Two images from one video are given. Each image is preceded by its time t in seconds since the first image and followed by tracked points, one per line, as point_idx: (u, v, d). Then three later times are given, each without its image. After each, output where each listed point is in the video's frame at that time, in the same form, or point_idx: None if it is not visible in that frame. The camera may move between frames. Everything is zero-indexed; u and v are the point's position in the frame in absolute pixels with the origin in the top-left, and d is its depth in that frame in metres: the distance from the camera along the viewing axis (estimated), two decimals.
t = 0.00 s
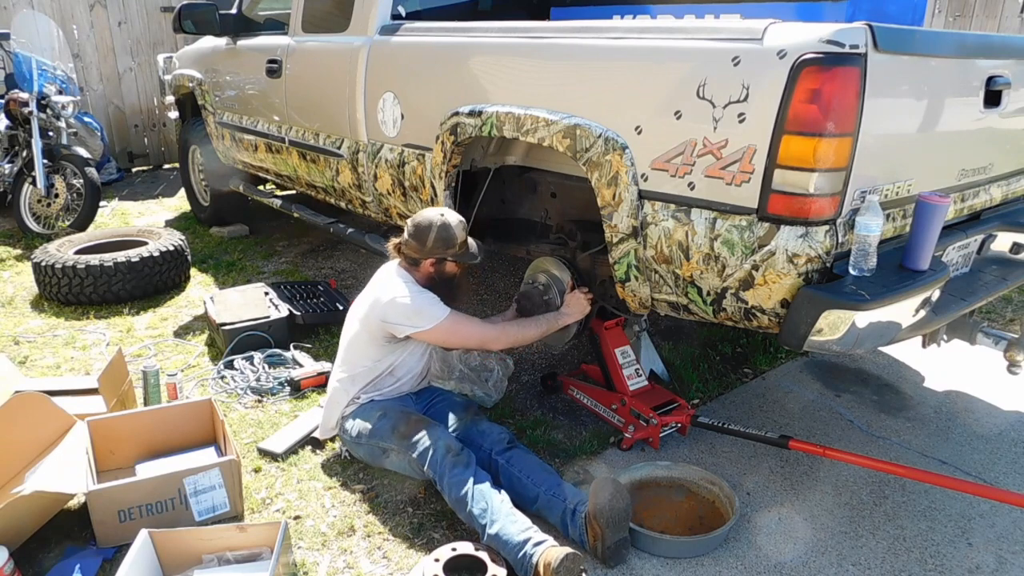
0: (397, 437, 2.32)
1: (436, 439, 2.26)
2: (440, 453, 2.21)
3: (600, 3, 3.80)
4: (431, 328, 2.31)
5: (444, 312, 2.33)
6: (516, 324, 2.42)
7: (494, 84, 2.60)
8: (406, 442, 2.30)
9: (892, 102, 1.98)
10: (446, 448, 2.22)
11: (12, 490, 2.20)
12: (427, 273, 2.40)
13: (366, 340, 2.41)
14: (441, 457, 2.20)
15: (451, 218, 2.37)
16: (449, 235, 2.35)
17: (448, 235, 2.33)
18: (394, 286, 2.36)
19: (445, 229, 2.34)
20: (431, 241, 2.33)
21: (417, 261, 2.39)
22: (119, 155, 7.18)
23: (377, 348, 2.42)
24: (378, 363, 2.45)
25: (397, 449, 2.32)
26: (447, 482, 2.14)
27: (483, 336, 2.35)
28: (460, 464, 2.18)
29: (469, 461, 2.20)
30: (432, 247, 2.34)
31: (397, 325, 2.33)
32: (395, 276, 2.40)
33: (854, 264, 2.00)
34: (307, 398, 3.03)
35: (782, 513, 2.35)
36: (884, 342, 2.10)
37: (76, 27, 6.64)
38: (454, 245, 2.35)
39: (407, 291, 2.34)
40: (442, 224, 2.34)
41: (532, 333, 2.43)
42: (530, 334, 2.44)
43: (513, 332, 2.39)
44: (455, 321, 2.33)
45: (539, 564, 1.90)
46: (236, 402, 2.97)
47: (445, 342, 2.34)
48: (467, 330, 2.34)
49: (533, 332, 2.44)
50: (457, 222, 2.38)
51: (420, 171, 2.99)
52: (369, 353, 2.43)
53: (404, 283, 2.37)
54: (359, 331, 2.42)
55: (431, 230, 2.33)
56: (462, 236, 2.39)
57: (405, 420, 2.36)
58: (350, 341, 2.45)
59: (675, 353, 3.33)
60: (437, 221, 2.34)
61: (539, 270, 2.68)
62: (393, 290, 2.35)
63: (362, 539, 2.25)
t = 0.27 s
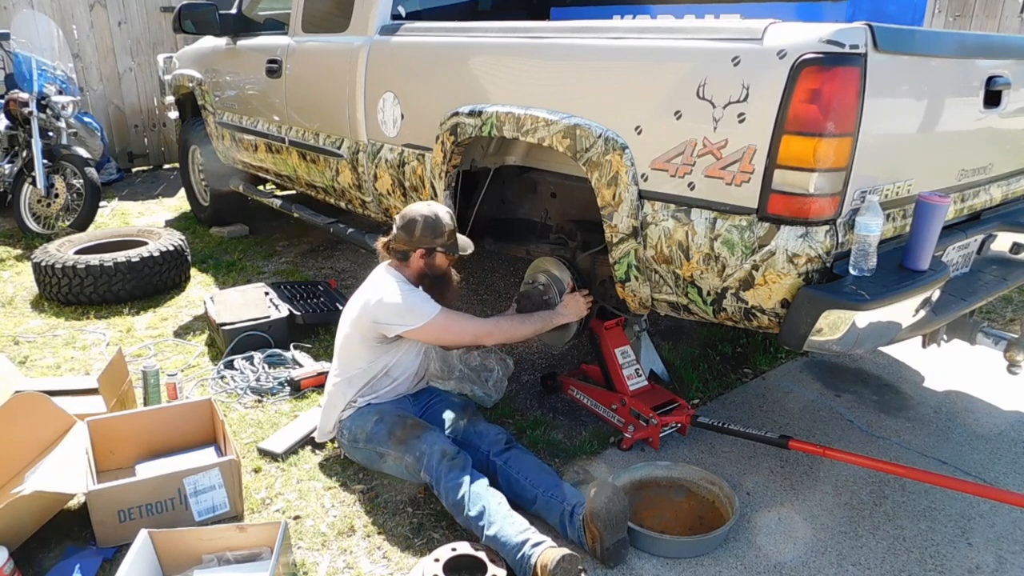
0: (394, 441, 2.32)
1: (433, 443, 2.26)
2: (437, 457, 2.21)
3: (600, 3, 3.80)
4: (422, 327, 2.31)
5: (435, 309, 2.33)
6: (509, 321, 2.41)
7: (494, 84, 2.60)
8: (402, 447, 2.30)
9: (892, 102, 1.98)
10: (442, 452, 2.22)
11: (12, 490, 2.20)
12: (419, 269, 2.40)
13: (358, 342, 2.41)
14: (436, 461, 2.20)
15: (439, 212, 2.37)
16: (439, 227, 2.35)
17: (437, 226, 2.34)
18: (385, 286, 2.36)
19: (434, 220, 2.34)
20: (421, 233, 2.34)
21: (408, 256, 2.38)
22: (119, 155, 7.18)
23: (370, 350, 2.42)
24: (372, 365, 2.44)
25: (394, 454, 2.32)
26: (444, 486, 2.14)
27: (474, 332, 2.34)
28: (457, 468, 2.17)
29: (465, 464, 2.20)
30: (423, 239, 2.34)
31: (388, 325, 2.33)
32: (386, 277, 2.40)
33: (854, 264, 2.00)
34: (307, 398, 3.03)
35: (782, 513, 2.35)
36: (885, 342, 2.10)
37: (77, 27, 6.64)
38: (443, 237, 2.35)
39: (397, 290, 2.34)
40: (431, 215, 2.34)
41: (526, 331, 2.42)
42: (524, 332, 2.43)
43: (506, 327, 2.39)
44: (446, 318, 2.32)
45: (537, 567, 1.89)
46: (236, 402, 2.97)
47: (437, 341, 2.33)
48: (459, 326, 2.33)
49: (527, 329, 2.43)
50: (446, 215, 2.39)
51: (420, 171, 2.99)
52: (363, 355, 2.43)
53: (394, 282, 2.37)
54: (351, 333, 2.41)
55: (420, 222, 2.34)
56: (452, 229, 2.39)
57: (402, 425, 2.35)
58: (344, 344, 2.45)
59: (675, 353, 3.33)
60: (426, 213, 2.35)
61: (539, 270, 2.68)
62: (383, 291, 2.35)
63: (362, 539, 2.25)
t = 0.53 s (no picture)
0: (393, 443, 2.32)
1: (431, 445, 2.26)
2: (436, 458, 2.21)
3: (600, 3, 3.80)
4: (418, 324, 2.30)
5: (431, 306, 2.32)
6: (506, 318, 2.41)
7: (494, 84, 2.60)
8: (402, 448, 2.30)
9: (892, 102, 1.98)
10: (441, 454, 2.22)
11: (12, 490, 2.20)
12: (418, 266, 2.41)
13: (356, 341, 2.41)
14: (435, 463, 2.20)
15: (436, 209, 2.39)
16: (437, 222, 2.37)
17: (433, 221, 2.36)
18: (381, 285, 2.36)
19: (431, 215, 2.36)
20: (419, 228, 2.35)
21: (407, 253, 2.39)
22: (119, 155, 7.18)
23: (368, 349, 2.42)
24: (370, 364, 2.44)
25: (393, 455, 2.31)
26: (443, 488, 2.14)
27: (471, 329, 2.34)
28: (455, 469, 2.17)
29: (464, 465, 2.20)
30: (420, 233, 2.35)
31: (385, 323, 2.33)
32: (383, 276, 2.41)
33: (854, 264, 2.00)
34: (307, 398, 3.03)
35: (782, 513, 2.35)
36: (885, 342, 2.10)
37: (77, 27, 6.64)
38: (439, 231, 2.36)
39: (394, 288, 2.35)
40: (427, 211, 2.36)
41: (523, 328, 2.42)
42: (522, 329, 2.43)
43: (503, 324, 2.39)
44: (443, 315, 2.31)
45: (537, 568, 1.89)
46: (236, 402, 2.97)
47: (433, 338, 2.33)
48: (456, 324, 2.32)
49: (525, 327, 2.43)
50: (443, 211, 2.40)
51: (420, 171, 2.99)
52: (361, 354, 2.43)
53: (391, 281, 2.37)
54: (349, 333, 2.42)
55: (417, 217, 2.35)
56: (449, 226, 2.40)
57: (401, 426, 2.35)
58: (342, 344, 2.45)
59: (675, 353, 3.33)
60: (423, 209, 2.37)
61: (539, 269, 2.70)
62: (379, 290, 2.35)
63: (362, 539, 2.25)
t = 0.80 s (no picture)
0: (393, 442, 2.32)
1: (431, 444, 2.26)
2: (435, 458, 2.21)
3: (600, 3, 3.80)
4: (422, 326, 2.30)
5: (436, 308, 2.32)
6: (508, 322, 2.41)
7: (494, 83, 2.60)
8: (402, 448, 2.30)
9: (892, 102, 1.98)
10: (440, 454, 2.22)
11: (12, 490, 2.20)
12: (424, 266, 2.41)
13: (359, 340, 2.41)
14: (436, 462, 2.20)
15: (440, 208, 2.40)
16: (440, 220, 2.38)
17: (437, 219, 2.37)
18: (387, 285, 2.36)
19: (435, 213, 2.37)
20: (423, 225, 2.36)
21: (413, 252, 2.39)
22: (119, 155, 7.18)
23: (371, 348, 2.42)
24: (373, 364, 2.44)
25: (394, 454, 2.32)
26: (443, 487, 2.14)
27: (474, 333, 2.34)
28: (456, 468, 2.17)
29: (465, 464, 2.20)
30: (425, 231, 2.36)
31: (389, 323, 2.33)
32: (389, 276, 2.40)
33: (854, 264, 2.00)
34: (307, 398, 3.03)
35: (782, 513, 2.35)
36: (884, 342, 2.10)
37: (77, 27, 6.64)
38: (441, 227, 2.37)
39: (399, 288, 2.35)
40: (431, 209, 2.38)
41: (524, 332, 2.42)
42: (523, 334, 2.43)
43: (506, 330, 2.39)
44: (447, 318, 2.31)
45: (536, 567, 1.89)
46: (236, 402, 2.97)
47: (436, 340, 2.33)
48: (459, 327, 2.32)
49: (527, 332, 2.43)
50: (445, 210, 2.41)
51: (420, 171, 2.99)
52: (363, 353, 2.43)
53: (397, 280, 2.37)
54: (353, 332, 2.42)
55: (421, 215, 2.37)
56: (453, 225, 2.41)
57: (401, 425, 2.35)
58: (345, 342, 2.45)
59: (675, 353, 3.33)
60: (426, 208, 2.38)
61: (539, 270, 2.69)
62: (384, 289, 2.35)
63: (362, 539, 2.25)
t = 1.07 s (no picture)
0: (393, 441, 2.32)
1: (431, 443, 2.26)
2: (436, 457, 2.21)
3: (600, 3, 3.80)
4: (427, 327, 2.30)
5: (442, 310, 2.32)
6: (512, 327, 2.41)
7: (494, 83, 2.60)
8: (402, 446, 2.30)
9: (891, 102, 1.98)
10: (441, 453, 2.21)
11: (12, 490, 2.20)
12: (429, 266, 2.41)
13: (364, 338, 2.42)
14: (437, 461, 2.20)
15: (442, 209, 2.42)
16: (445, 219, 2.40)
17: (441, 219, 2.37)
18: (394, 284, 2.37)
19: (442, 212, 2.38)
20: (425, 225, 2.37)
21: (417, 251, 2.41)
22: (119, 155, 7.18)
23: (375, 347, 2.43)
24: (376, 364, 2.44)
25: (394, 452, 2.32)
26: (444, 486, 2.14)
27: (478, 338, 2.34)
28: (457, 467, 2.17)
29: (466, 464, 2.19)
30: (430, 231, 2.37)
31: (394, 322, 2.33)
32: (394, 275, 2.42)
33: (854, 264, 2.00)
34: (307, 398, 3.03)
35: (783, 513, 2.35)
36: (884, 342, 2.10)
37: (77, 27, 6.64)
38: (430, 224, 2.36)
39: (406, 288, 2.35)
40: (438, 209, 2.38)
41: (527, 338, 2.43)
42: (526, 339, 2.44)
43: (508, 337, 2.38)
44: (452, 320, 2.31)
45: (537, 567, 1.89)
46: (236, 402, 2.97)
47: (440, 342, 2.33)
48: (463, 331, 2.32)
49: (528, 337, 2.44)
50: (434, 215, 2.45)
51: (420, 171, 2.99)
52: (368, 352, 2.43)
53: (403, 280, 2.38)
54: (359, 330, 2.42)
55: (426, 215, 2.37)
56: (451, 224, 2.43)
57: (402, 424, 2.35)
58: (350, 340, 2.46)
59: (675, 353, 3.33)
60: (432, 208, 2.38)
61: (539, 269, 2.70)
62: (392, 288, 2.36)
63: (362, 539, 2.24)
